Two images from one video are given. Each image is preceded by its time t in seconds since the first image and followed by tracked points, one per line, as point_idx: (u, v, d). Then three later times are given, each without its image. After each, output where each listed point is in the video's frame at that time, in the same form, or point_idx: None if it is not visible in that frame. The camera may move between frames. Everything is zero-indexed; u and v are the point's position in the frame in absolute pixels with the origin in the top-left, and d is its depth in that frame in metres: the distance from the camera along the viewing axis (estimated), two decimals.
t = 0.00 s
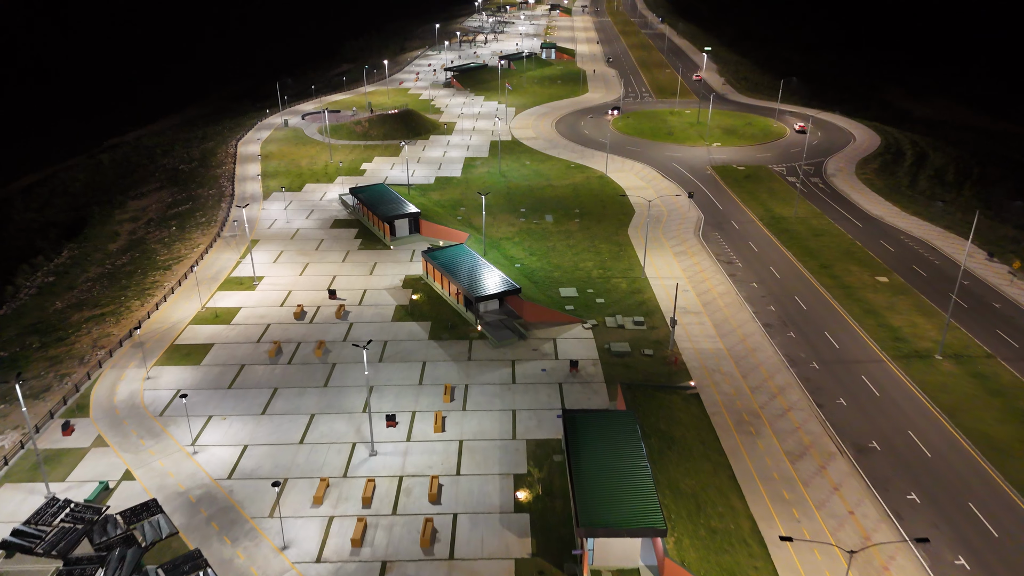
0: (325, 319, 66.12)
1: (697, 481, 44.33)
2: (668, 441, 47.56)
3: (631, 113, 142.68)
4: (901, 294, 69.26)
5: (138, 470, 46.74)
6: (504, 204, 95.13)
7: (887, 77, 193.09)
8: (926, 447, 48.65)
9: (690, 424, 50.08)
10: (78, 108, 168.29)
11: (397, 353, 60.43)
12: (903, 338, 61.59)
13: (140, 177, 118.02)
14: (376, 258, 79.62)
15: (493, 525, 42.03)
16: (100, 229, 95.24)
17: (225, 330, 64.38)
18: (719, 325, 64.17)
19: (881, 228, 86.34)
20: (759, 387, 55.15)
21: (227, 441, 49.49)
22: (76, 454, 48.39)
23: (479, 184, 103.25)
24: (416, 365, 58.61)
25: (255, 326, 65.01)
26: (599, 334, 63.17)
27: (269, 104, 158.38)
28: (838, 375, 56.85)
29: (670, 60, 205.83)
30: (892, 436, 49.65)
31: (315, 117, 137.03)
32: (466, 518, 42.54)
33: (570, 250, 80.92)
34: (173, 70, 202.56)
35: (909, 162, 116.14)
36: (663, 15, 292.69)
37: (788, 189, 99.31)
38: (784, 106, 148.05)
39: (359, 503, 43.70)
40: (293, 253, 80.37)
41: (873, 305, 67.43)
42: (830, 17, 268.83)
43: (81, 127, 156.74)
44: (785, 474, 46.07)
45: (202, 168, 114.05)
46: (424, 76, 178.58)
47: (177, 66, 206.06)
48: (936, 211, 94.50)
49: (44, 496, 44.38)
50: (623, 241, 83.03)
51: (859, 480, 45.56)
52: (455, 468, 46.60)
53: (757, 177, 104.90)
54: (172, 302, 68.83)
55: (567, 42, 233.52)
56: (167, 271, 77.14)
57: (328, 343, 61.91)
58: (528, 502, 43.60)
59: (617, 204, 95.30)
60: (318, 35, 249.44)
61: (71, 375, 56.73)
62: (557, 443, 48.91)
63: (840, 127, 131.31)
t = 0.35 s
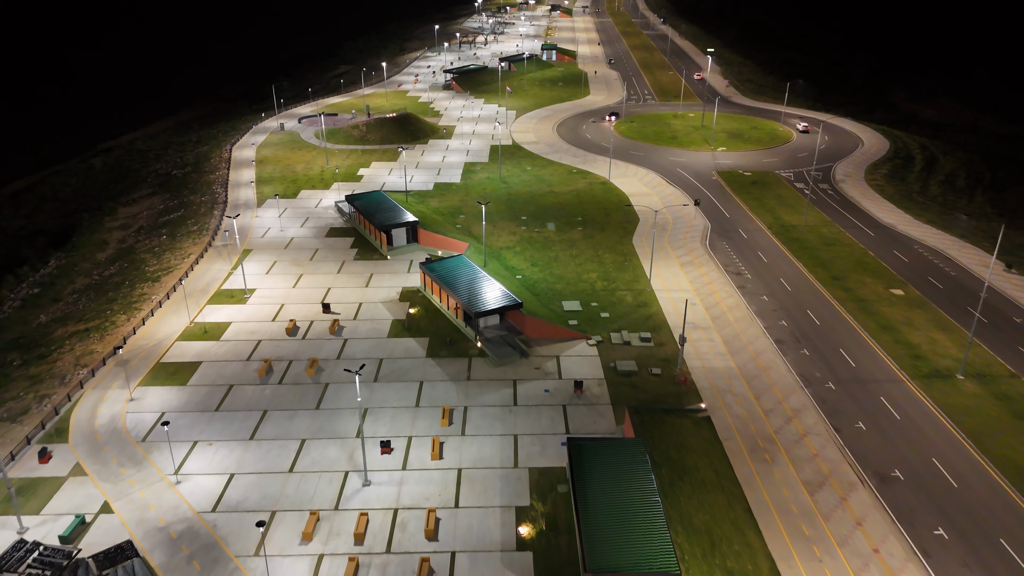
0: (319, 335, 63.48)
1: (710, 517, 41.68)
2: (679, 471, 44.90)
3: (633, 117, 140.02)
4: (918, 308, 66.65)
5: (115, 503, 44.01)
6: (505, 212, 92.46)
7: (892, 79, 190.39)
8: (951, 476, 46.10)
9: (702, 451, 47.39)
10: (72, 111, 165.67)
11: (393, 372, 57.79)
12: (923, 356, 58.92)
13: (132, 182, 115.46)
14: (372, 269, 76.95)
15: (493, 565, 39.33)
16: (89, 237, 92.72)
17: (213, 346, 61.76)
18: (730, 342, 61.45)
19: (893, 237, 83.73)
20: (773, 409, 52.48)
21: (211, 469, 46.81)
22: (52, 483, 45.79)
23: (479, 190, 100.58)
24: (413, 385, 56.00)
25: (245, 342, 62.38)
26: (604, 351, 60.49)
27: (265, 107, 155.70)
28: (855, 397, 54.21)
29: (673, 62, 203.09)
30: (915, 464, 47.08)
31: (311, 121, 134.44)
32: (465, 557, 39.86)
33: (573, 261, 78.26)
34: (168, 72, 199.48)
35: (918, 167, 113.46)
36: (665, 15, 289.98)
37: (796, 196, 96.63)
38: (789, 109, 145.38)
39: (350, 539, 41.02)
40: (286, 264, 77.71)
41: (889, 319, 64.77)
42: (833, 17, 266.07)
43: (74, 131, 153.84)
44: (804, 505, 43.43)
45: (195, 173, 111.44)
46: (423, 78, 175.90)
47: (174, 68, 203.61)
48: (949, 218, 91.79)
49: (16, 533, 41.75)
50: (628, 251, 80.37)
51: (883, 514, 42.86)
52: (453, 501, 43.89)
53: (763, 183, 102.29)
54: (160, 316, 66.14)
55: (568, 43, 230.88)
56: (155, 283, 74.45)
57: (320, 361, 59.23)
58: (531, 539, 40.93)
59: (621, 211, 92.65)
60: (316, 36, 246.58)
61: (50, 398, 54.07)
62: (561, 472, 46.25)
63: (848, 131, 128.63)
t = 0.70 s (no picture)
0: (311, 351, 60.82)
1: (726, 557, 38.98)
2: (692, 505, 42.20)
3: (636, 120, 137.36)
4: (936, 323, 63.90)
5: (90, 540, 41.28)
6: (506, 219, 89.81)
7: (898, 80, 187.71)
8: (981, 510, 43.27)
9: (715, 481, 44.67)
10: (65, 113, 163.20)
11: (388, 393, 55.10)
12: (944, 376, 56.15)
13: (124, 187, 112.94)
14: (368, 280, 74.29)
15: None
16: (77, 246, 90.14)
17: (202, 364, 59.11)
18: (741, 359, 58.68)
19: (907, 246, 81.03)
20: (789, 434, 49.69)
21: (195, 501, 44.14)
22: (26, 516, 43.08)
23: (478, 197, 97.95)
24: (409, 407, 53.32)
25: (234, 360, 59.71)
26: (609, 370, 57.80)
27: (261, 109, 153.03)
28: (876, 421, 51.38)
29: (675, 63, 200.38)
30: (941, 495, 44.37)
31: (308, 124, 131.82)
32: None
33: (577, 271, 75.59)
34: (164, 74, 196.92)
35: (928, 172, 110.83)
36: (666, 15, 287.49)
37: (805, 203, 93.89)
38: (795, 112, 142.73)
39: None
40: (279, 275, 75.06)
41: (907, 335, 62.01)
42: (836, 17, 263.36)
43: (67, 134, 151.15)
44: (825, 542, 40.76)
45: (188, 178, 108.81)
46: (422, 80, 173.32)
47: (170, 69, 201.23)
48: (963, 225, 89.05)
49: None
50: (632, 261, 77.71)
51: (909, 552, 40.11)
52: (451, 538, 41.19)
53: (771, 189, 99.64)
54: (146, 332, 63.38)
55: (568, 44, 228.37)
56: (142, 296, 71.66)
57: (313, 381, 56.55)
58: None
59: (625, 219, 89.95)
60: (314, 37, 243.86)
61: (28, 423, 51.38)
62: (566, 505, 43.56)
63: (855, 135, 125.93)
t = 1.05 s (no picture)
0: (303, 370, 58.15)
1: None
2: (706, 543, 39.58)
3: (639, 123, 134.70)
4: (955, 339, 61.32)
5: None
6: (507, 228, 87.13)
7: (903, 82, 184.98)
8: (1015, 548, 40.54)
9: (729, 516, 42.02)
10: (58, 116, 160.68)
11: (383, 415, 52.44)
12: (967, 398, 53.52)
13: (115, 192, 110.38)
14: (364, 293, 71.65)
15: None
16: (64, 255, 87.55)
17: (189, 384, 56.42)
18: (753, 380, 55.99)
19: (921, 257, 78.34)
20: (807, 463, 47.04)
21: (176, 537, 41.45)
22: None
23: (478, 203, 95.28)
24: (405, 431, 50.67)
25: (222, 380, 57.03)
26: (616, 390, 55.10)
27: (257, 112, 150.41)
28: (897, 447, 48.69)
29: (678, 64, 197.51)
30: (972, 531, 41.68)
31: (304, 127, 129.21)
32: None
33: (581, 283, 72.90)
34: (159, 76, 194.15)
35: (939, 177, 108.12)
36: (667, 16, 284.89)
37: (814, 211, 91.24)
38: (801, 116, 140.00)
39: None
40: (272, 287, 72.42)
41: (926, 353, 59.42)
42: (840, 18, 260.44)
43: (58, 137, 148.30)
44: None
45: (181, 184, 106.20)
46: (421, 82, 170.68)
47: (166, 71, 198.66)
48: (978, 234, 86.29)
49: None
50: (638, 272, 75.04)
51: None
52: None
53: (779, 196, 96.98)
54: (131, 349, 60.70)
55: (569, 45, 225.76)
56: (129, 309, 68.99)
57: (304, 403, 53.87)
58: None
59: (629, 227, 87.25)
60: (313, 38, 241.34)
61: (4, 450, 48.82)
62: (571, 541, 40.92)
63: (863, 139, 123.17)
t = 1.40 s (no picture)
0: (295, 391, 55.42)
1: None
2: None
3: (643, 127, 132.03)
4: (977, 358, 58.63)
5: None
6: (507, 237, 84.40)
7: (910, 83, 182.22)
8: None
9: (746, 554, 39.39)
10: (51, 119, 158.19)
11: (378, 440, 49.73)
12: (993, 422, 50.87)
13: (107, 198, 107.81)
14: (360, 306, 68.93)
15: None
16: (51, 266, 84.95)
17: (174, 406, 53.70)
18: (767, 402, 53.26)
19: (937, 268, 75.62)
20: (827, 494, 44.35)
21: None
22: None
23: (478, 211, 92.58)
24: (401, 458, 47.99)
25: (209, 402, 54.31)
26: (622, 413, 52.38)
27: (254, 115, 147.79)
28: (921, 476, 46.02)
29: (681, 66, 194.64)
30: (1004, 566, 39.17)
31: (301, 131, 126.57)
32: None
33: (585, 296, 70.16)
34: (154, 78, 191.27)
35: (950, 183, 105.43)
36: (669, 17, 282.18)
37: (824, 219, 88.56)
38: (807, 119, 137.27)
39: None
40: (264, 300, 69.74)
41: (947, 373, 56.75)
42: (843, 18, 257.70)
43: (51, 141, 145.67)
44: None
45: (173, 190, 103.54)
46: (420, 84, 168.01)
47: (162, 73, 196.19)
48: (993, 243, 83.56)
49: None
50: (643, 285, 72.33)
51: None
52: None
53: (787, 203, 94.29)
54: (115, 367, 58.03)
55: (570, 46, 223.06)
56: (114, 324, 66.33)
57: (295, 427, 51.16)
58: None
59: (634, 236, 84.54)
60: (311, 38, 238.79)
61: None
62: None
63: (872, 143, 120.44)
